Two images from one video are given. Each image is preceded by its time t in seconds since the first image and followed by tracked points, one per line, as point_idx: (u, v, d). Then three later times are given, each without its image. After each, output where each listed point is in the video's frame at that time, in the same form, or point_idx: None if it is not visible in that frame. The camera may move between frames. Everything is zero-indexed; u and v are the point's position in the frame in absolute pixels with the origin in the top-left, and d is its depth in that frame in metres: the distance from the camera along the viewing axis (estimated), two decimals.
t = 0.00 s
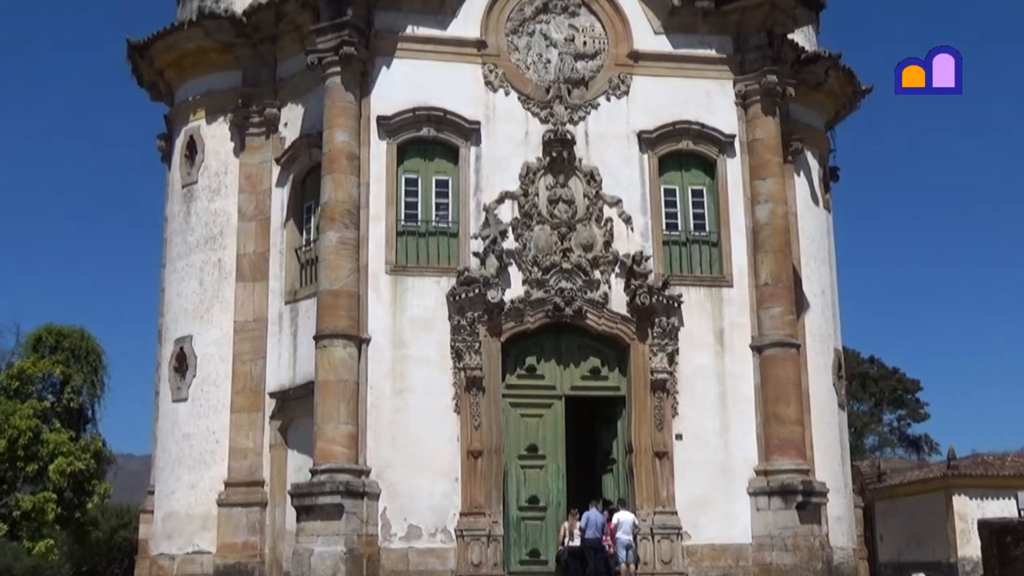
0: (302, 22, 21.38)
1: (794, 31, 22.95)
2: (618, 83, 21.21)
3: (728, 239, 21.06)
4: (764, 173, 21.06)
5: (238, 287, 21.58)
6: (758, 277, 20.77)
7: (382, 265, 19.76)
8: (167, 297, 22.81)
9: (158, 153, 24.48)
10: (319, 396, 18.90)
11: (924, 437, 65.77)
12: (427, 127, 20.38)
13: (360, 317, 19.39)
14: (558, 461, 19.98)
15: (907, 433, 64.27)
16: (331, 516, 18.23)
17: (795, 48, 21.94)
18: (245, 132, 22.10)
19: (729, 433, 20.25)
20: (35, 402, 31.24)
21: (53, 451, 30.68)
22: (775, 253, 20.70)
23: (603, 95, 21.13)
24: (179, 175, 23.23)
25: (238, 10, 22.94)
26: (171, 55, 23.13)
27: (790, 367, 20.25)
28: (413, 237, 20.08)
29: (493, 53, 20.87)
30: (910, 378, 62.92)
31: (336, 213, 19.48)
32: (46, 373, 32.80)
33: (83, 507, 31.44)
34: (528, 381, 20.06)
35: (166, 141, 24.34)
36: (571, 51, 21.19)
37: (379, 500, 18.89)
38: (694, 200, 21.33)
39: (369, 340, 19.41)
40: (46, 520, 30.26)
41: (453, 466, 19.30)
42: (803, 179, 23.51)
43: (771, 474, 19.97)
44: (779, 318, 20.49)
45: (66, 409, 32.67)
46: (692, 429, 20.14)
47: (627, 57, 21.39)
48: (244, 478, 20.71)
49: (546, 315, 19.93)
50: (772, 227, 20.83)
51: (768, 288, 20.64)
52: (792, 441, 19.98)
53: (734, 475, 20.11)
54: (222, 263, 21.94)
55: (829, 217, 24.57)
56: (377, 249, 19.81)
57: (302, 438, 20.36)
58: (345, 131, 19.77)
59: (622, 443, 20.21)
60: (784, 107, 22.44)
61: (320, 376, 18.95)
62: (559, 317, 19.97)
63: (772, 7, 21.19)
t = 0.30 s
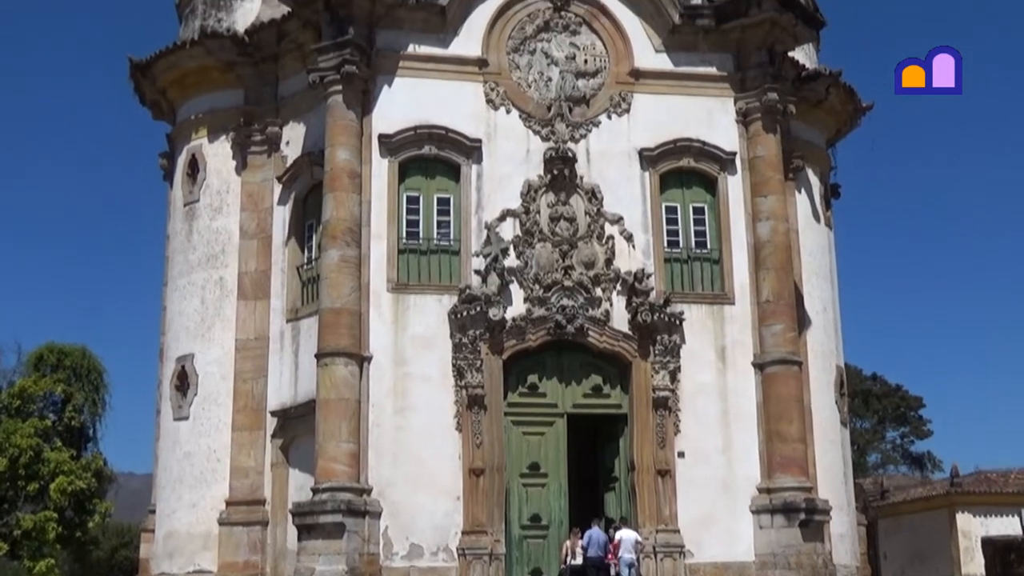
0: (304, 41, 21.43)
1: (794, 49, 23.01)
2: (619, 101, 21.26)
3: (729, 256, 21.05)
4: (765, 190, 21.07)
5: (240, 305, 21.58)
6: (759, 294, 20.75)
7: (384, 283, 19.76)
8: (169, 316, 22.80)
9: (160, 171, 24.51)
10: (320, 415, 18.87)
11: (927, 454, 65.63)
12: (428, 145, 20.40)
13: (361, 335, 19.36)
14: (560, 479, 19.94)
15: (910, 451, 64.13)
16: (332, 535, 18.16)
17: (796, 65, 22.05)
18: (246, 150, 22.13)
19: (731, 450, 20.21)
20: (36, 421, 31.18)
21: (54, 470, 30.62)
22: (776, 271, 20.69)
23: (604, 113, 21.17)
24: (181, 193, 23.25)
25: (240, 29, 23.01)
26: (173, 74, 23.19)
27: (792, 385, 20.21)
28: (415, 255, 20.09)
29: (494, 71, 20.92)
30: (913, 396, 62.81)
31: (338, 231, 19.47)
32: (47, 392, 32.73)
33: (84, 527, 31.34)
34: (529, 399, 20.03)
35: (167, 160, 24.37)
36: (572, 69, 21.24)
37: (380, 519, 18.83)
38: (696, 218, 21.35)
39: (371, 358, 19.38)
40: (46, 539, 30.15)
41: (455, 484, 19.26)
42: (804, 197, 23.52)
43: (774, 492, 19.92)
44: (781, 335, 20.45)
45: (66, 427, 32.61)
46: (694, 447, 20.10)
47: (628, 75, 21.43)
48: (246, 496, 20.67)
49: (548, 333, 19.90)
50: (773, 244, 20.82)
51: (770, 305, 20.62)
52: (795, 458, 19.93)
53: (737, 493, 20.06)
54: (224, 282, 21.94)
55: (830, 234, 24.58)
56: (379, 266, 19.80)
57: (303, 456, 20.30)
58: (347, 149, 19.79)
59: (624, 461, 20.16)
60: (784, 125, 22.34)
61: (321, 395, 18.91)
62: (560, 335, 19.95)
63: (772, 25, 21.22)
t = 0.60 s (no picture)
0: (305, 60, 21.49)
1: (795, 66, 23.06)
2: (620, 119, 21.31)
3: (731, 274, 21.06)
4: (767, 208, 21.08)
5: (242, 323, 21.59)
6: (761, 312, 20.74)
7: (386, 301, 19.76)
8: (171, 335, 22.81)
9: (163, 191, 24.56)
10: (321, 434, 18.83)
11: (931, 472, 65.50)
12: (430, 164, 20.43)
13: (363, 354, 19.34)
14: (562, 498, 19.89)
15: (913, 468, 63.99)
16: (334, 555, 18.10)
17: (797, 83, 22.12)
18: (248, 169, 22.18)
19: (734, 468, 20.16)
20: (38, 441, 31.19)
21: (56, 489, 30.60)
22: (778, 289, 20.68)
23: (605, 131, 21.21)
24: (183, 212, 23.29)
25: (242, 49, 23.10)
26: (175, 94, 23.26)
27: (795, 402, 20.16)
28: (417, 273, 20.11)
29: (496, 90, 20.99)
30: (916, 413, 62.72)
31: (340, 250, 19.47)
32: (49, 411, 32.67)
33: (86, 546, 31.24)
34: (532, 417, 20.00)
35: (170, 179, 24.42)
36: (573, 87, 21.28)
37: (382, 538, 18.77)
38: (697, 235, 21.37)
39: (373, 377, 19.36)
40: (48, 559, 30.07)
41: (457, 503, 19.21)
42: (805, 214, 23.53)
43: (777, 510, 19.85)
44: (783, 352, 20.42)
45: (69, 447, 32.50)
46: (697, 465, 20.05)
47: (629, 93, 21.49)
48: (248, 516, 20.61)
49: (550, 351, 19.89)
50: (775, 261, 20.82)
51: (772, 323, 20.59)
52: (798, 476, 19.86)
53: (740, 511, 20.00)
54: (226, 301, 21.95)
55: (832, 252, 24.59)
56: (380, 285, 19.80)
57: (305, 475, 20.26)
58: (348, 168, 19.81)
59: (627, 480, 20.11)
60: (785, 143, 22.25)
61: (323, 414, 18.86)
62: (562, 353, 19.93)
63: (772, 42, 21.25)
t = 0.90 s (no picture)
0: (306, 80, 21.55)
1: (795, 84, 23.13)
2: (620, 138, 21.37)
3: (732, 292, 21.07)
4: (767, 226, 21.10)
5: (243, 343, 21.60)
6: (762, 330, 20.73)
7: (387, 320, 19.77)
8: (172, 355, 22.81)
9: (164, 211, 24.60)
10: (322, 453, 18.80)
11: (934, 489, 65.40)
12: (431, 183, 20.47)
13: (364, 373, 19.32)
14: (564, 517, 19.84)
15: (916, 486, 63.84)
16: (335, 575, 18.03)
17: (797, 101, 22.17)
18: (250, 189, 22.22)
19: (736, 486, 20.12)
20: (38, 461, 31.19)
21: (57, 510, 30.56)
22: (779, 306, 20.67)
23: (606, 150, 21.27)
24: (185, 232, 23.32)
25: (243, 69, 23.17)
26: (177, 114, 23.32)
27: (797, 420, 20.13)
28: (418, 292, 20.12)
29: (496, 109, 21.05)
30: (919, 431, 62.62)
31: (341, 269, 19.48)
32: (49, 431, 32.61)
33: (86, 567, 31.13)
34: (533, 436, 19.98)
35: (171, 199, 24.46)
36: (574, 106, 21.34)
37: (384, 558, 18.70)
38: (698, 253, 21.39)
39: (374, 397, 19.35)
40: None
41: (459, 522, 19.17)
42: (806, 231, 23.55)
43: (779, 528, 19.80)
44: (784, 370, 20.40)
45: (70, 467, 32.41)
46: (699, 483, 20.01)
47: (629, 112, 21.55)
48: (249, 536, 20.54)
49: (552, 370, 19.88)
50: (776, 279, 20.82)
51: (773, 340, 20.58)
52: (800, 494, 19.81)
53: (742, 530, 19.94)
54: (227, 320, 21.96)
55: (832, 269, 24.61)
56: (381, 304, 19.81)
57: (307, 494, 20.22)
58: (349, 187, 19.84)
59: (629, 498, 20.06)
60: (785, 161, 22.26)
61: (324, 433, 18.83)
62: (564, 371, 19.91)
63: (772, 61, 21.31)
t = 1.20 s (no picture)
0: (309, 101, 21.61)
1: (795, 104, 23.17)
2: (622, 157, 21.40)
3: (735, 311, 21.05)
4: (769, 245, 21.10)
5: (245, 364, 21.58)
6: (765, 349, 20.71)
7: (389, 341, 19.75)
8: (174, 375, 22.80)
9: (167, 232, 24.63)
10: (324, 474, 18.76)
11: (938, 508, 65.19)
12: (433, 204, 20.50)
13: (367, 394, 19.30)
14: (567, 537, 19.78)
15: (920, 506, 63.65)
16: None
17: (797, 120, 22.21)
18: (252, 210, 22.26)
19: (740, 506, 20.06)
20: (40, 483, 31.20)
21: (58, 532, 30.52)
22: (782, 325, 20.64)
23: (607, 169, 21.30)
24: (187, 253, 23.35)
25: (245, 90, 23.24)
26: (179, 136, 23.37)
27: (800, 439, 20.08)
28: (420, 312, 20.11)
29: (498, 130, 21.09)
30: (923, 450, 62.48)
31: (343, 290, 19.47)
32: (51, 453, 32.60)
33: None
34: (536, 456, 19.94)
35: (174, 220, 24.49)
36: (575, 126, 21.38)
37: None
38: (700, 272, 21.40)
39: (376, 417, 19.32)
40: None
41: (462, 543, 19.11)
42: (807, 250, 23.56)
43: (783, 548, 19.73)
44: (787, 390, 20.35)
45: (71, 488, 32.33)
46: (702, 503, 19.95)
47: (631, 132, 21.59)
48: (250, 557, 20.46)
49: (554, 390, 19.84)
50: (778, 298, 20.81)
51: (776, 359, 20.56)
52: (804, 513, 19.75)
53: (746, 550, 19.87)
54: (229, 341, 21.95)
55: (835, 288, 24.60)
56: (383, 324, 19.80)
57: (309, 515, 20.17)
58: (351, 208, 19.87)
59: (632, 518, 20.01)
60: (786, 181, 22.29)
61: (326, 454, 18.78)
62: (567, 392, 19.86)
63: (772, 80, 21.35)
